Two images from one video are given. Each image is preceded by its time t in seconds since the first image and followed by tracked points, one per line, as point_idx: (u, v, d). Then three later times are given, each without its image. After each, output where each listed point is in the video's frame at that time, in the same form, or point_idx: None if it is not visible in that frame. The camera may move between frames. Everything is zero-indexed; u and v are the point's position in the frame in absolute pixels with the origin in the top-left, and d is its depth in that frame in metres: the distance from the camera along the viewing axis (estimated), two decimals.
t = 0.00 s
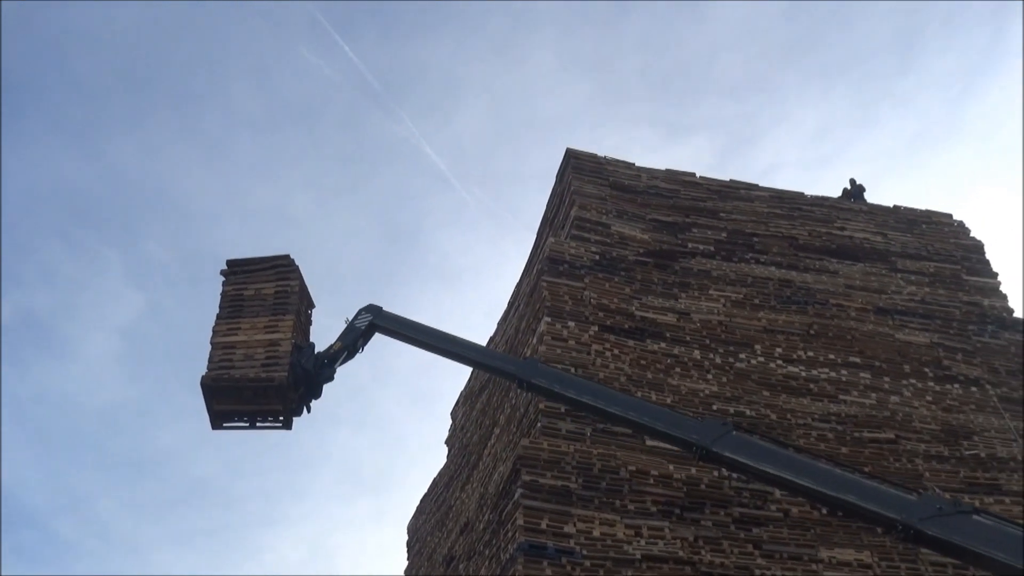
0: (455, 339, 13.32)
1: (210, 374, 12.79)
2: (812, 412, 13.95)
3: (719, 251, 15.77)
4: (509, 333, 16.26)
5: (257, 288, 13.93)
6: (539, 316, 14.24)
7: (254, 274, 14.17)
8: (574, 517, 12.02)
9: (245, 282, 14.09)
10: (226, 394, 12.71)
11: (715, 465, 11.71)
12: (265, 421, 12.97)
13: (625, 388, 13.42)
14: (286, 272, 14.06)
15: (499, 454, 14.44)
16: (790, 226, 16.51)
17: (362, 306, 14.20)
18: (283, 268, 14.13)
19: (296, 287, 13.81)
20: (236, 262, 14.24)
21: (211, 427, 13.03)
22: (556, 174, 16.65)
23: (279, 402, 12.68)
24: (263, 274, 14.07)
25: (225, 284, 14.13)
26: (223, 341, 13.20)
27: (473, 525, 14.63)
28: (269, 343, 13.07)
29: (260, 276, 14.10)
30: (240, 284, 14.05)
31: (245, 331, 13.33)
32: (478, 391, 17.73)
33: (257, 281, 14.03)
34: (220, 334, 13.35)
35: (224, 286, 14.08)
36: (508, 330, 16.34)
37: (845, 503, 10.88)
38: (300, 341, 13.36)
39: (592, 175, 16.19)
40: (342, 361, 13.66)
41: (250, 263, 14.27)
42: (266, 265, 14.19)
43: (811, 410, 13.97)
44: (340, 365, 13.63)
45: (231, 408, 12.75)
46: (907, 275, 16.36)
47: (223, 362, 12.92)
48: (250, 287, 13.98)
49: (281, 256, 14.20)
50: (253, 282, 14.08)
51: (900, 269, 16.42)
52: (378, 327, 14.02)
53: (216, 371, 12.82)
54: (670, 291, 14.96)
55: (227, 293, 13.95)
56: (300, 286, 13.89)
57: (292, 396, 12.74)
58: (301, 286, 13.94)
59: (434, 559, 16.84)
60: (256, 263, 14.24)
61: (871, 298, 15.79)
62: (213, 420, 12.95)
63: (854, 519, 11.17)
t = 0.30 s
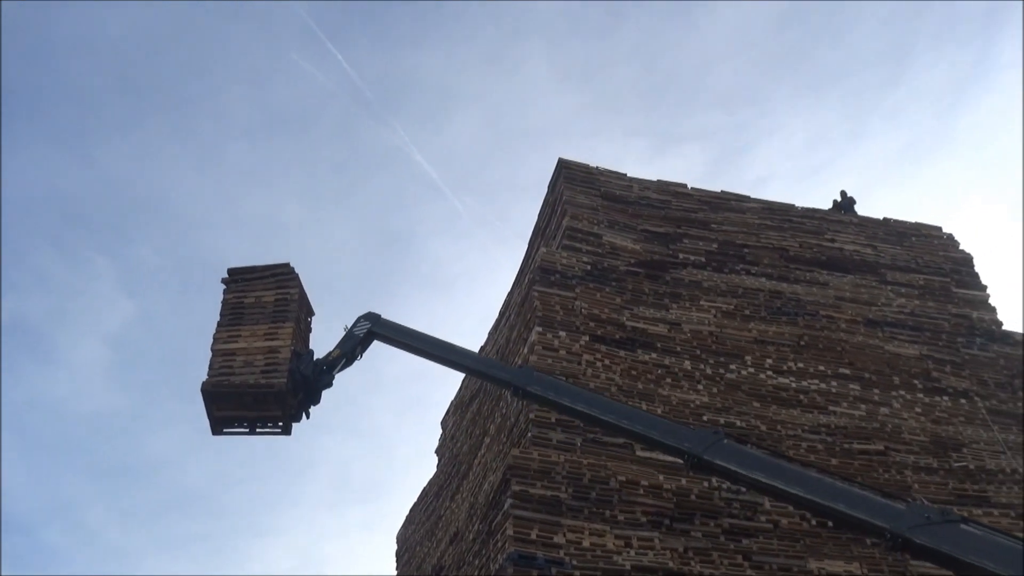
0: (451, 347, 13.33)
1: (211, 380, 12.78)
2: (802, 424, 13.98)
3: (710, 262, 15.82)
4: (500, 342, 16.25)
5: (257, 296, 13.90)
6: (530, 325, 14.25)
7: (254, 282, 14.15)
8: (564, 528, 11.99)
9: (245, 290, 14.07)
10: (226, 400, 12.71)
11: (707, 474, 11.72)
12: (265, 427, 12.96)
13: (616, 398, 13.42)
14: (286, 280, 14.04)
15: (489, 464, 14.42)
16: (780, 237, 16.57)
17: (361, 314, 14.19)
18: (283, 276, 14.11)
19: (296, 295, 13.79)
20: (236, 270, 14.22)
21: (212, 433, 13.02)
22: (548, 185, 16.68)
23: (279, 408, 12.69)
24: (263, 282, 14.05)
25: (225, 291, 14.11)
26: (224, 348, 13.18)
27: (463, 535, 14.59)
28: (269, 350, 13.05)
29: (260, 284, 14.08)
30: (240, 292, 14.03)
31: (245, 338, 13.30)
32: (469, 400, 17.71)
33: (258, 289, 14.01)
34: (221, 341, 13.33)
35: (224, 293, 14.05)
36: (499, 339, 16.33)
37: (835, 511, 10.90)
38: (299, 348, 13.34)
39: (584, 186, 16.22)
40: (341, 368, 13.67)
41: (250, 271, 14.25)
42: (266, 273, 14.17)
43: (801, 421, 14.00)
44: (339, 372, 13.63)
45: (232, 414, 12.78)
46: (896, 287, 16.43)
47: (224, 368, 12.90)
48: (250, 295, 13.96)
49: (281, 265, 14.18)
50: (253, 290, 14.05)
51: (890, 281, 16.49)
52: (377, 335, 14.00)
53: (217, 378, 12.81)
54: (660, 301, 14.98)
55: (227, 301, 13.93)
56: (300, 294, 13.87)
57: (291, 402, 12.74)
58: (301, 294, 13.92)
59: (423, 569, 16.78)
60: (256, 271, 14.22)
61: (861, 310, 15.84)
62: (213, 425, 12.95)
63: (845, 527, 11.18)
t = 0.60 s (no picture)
0: (446, 355, 13.32)
1: (210, 388, 12.73)
2: (791, 433, 14.01)
3: (700, 271, 15.85)
4: (490, 350, 16.25)
5: (255, 305, 13.86)
6: (520, 334, 14.26)
7: (251, 291, 14.11)
8: (554, 537, 11.98)
9: (242, 299, 14.02)
10: (225, 408, 12.66)
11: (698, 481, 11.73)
12: (263, 435, 12.92)
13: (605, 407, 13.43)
14: (283, 290, 14.00)
15: (479, 473, 14.41)
16: (770, 247, 16.63)
17: (358, 323, 14.17)
18: (280, 285, 14.07)
19: (293, 304, 13.75)
20: (234, 279, 14.17)
21: (210, 441, 12.96)
22: (539, 194, 16.71)
23: (276, 416, 12.66)
24: (260, 291, 14.01)
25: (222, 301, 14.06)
26: (222, 356, 13.13)
27: (452, 543, 14.55)
28: (267, 358, 13.01)
29: (257, 293, 14.03)
30: (238, 301, 13.98)
31: (243, 347, 13.26)
32: (458, 408, 17.69)
33: (255, 298, 13.97)
34: (219, 349, 13.28)
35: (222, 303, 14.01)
36: (489, 347, 16.33)
37: (824, 518, 10.93)
38: (297, 357, 13.30)
39: (574, 195, 16.24)
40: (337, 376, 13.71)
41: (247, 280, 14.21)
42: (263, 283, 14.13)
43: (791, 430, 14.03)
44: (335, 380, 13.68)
45: (231, 422, 12.73)
46: (885, 297, 16.50)
47: (222, 377, 12.84)
48: (248, 304, 13.92)
49: (278, 274, 14.15)
50: (251, 299, 14.01)
51: (879, 291, 16.56)
52: (374, 343, 13.98)
53: (216, 386, 12.76)
54: (651, 310, 15.01)
55: (225, 310, 13.88)
56: (297, 303, 13.83)
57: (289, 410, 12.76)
58: (298, 303, 13.88)
59: None
60: (253, 281, 14.18)
61: (849, 319, 15.90)
62: (212, 433, 12.89)
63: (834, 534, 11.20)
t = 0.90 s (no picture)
0: (442, 359, 13.30)
1: (210, 394, 12.71)
2: (783, 437, 14.02)
3: (693, 276, 15.87)
4: (482, 355, 16.23)
5: (254, 311, 13.84)
6: (512, 339, 14.25)
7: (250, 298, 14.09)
8: (546, 542, 11.96)
9: (241, 306, 14.00)
10: (224, 413, 12.63)
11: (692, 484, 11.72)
12: (263, 440, 12.87)
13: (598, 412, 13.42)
14: (282, 296, 13.98)
15: (471, 478, 14.39)
16: (762, 252, 16.67)
17: (357, 328, 14.15)
18: (279, 292, 14.05)
19: (292, 310, 13.73)
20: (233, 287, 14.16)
21: (211, 446, 12.93)
22: (531, 200, 16.72)
23: (276, 420, 12.62)
24: (259, 298, 14.00)
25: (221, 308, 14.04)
26: (222, 362, 13.10)
27: (445, 549, 14.52)
28: (266, 364, 12.98)
29: (256, 300, 14.01)
30: (237, 308, 13.96)
31: (242, 353, 13.23)
32: (451, 414, 17.66)
33: (254, 305, 13.95)
34: (218, 356, 13.25)
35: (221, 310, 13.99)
36: (482, 352, 16.32)
37: (816, 520, 10.94)
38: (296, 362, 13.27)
39: (567, 200, 16.26)
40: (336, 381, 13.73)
41: (246, 288, 14.19)
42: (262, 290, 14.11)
43: (783, 435, 14.04)
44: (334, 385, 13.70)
45: (231, 427, 12.68)
46: (876, 302, 16.54)
47: (222, 382, 12.82)
48: (247, 310, 13.90)
49: (276, 281, 14.13)
50: (250, 306, 13.99)
51: (870, 296, 16.60)
52: (371, 348, 13.95)
53: (216, 392, 12.73)
54: (643, 315, 15.02)
55: (224, 317, 13.87)
56: (295, 309, 13.81)
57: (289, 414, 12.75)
58: (296, 309, 13.86)
59: None
60: (252, 288, 14.16)
61: (841, 324, 15.93)
62: (212, 439, 12.85)
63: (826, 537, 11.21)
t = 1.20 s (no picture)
0: (440, 359, 13.29)
1: (213, 394, 12.75)
2: (776, 439, 14.06)
3: (685, 278, 15.91)
4: (476, 358, 16.24)
5: (256, 312, 13.85)
6: (505, 341, 14.26)
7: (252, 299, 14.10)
8: (539, 544, 11.97)
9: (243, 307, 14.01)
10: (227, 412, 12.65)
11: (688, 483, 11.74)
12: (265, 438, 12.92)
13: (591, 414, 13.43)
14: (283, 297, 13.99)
15: (465, 481, 14.38)
16: (754, 254, 16.71)
17: (357, 328, 14.16)
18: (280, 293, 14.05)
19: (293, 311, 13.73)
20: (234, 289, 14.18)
21: (215, 446, 12.96)
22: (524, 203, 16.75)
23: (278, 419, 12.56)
24: (260, 298, 14.00)
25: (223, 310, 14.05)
26: (225, 362, 13.11)
27: (438, 552, 14.51)
28: (269, 363, 12.97)
29: (257, 301, 14.02)
30: (239, 309, 13.97)
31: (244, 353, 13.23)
32: (444, 417, 17.66)
33: (256, 306, 13.96)
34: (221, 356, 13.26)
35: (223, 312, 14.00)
36: (476, 354, 16.32)
37: (809, 517, 10.97)
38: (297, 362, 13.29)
39: (560, 202, 16.28)
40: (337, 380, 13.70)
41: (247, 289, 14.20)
42: (263, 291, 14.12)
43: (776, 437, 14.08)
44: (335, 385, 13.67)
45: (234, 426, 12.69)
46: (868, 303, 16.60)
47: (225, 381, 12.82)
48: (248, 312, 13.91)
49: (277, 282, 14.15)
50: (252, 306, 14.00)
51: (862, 298, 16.66)
52: (371, 348, 13.95)
53: (218, 391, 12.76)
54: (636, 317, 15.05)
55: (226, 318, 13.87)
56: (297, 310, 13.83)
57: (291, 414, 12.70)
58: (297, 310, 13.87)
59: None
60: (253, 289, 14.17)
61: (833, 326, 15.98)
62: (216, 438, 12.88)
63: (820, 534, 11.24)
